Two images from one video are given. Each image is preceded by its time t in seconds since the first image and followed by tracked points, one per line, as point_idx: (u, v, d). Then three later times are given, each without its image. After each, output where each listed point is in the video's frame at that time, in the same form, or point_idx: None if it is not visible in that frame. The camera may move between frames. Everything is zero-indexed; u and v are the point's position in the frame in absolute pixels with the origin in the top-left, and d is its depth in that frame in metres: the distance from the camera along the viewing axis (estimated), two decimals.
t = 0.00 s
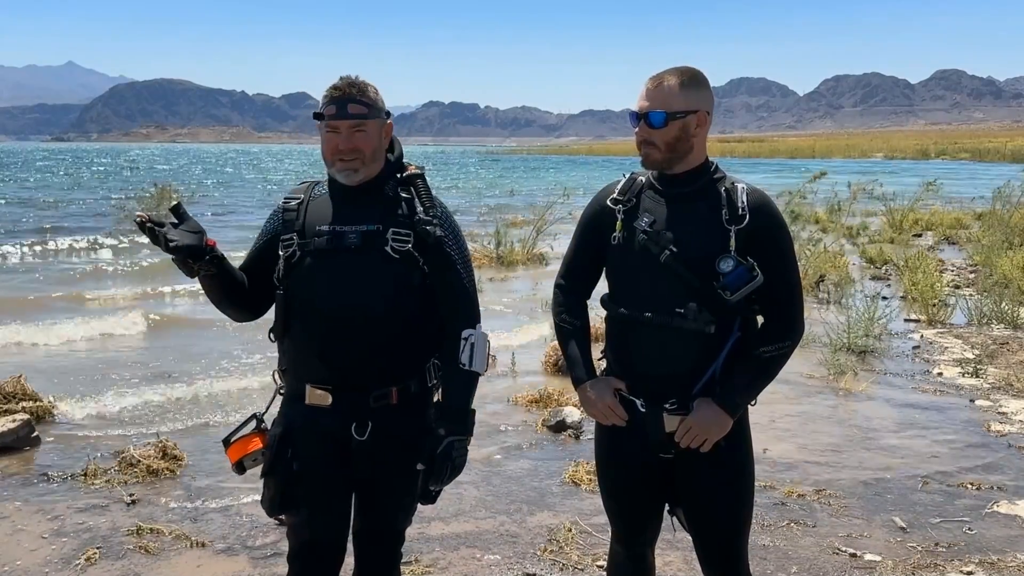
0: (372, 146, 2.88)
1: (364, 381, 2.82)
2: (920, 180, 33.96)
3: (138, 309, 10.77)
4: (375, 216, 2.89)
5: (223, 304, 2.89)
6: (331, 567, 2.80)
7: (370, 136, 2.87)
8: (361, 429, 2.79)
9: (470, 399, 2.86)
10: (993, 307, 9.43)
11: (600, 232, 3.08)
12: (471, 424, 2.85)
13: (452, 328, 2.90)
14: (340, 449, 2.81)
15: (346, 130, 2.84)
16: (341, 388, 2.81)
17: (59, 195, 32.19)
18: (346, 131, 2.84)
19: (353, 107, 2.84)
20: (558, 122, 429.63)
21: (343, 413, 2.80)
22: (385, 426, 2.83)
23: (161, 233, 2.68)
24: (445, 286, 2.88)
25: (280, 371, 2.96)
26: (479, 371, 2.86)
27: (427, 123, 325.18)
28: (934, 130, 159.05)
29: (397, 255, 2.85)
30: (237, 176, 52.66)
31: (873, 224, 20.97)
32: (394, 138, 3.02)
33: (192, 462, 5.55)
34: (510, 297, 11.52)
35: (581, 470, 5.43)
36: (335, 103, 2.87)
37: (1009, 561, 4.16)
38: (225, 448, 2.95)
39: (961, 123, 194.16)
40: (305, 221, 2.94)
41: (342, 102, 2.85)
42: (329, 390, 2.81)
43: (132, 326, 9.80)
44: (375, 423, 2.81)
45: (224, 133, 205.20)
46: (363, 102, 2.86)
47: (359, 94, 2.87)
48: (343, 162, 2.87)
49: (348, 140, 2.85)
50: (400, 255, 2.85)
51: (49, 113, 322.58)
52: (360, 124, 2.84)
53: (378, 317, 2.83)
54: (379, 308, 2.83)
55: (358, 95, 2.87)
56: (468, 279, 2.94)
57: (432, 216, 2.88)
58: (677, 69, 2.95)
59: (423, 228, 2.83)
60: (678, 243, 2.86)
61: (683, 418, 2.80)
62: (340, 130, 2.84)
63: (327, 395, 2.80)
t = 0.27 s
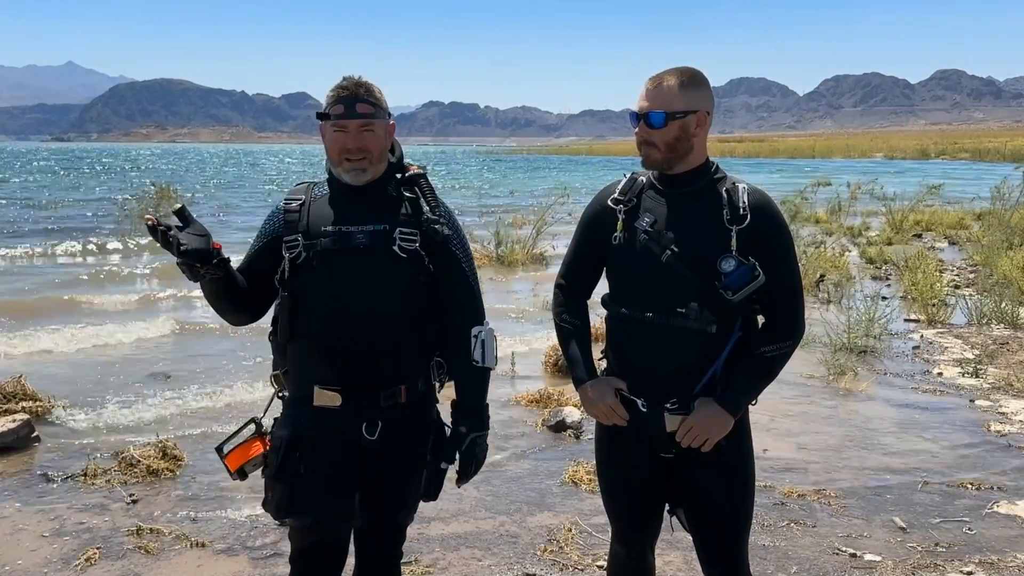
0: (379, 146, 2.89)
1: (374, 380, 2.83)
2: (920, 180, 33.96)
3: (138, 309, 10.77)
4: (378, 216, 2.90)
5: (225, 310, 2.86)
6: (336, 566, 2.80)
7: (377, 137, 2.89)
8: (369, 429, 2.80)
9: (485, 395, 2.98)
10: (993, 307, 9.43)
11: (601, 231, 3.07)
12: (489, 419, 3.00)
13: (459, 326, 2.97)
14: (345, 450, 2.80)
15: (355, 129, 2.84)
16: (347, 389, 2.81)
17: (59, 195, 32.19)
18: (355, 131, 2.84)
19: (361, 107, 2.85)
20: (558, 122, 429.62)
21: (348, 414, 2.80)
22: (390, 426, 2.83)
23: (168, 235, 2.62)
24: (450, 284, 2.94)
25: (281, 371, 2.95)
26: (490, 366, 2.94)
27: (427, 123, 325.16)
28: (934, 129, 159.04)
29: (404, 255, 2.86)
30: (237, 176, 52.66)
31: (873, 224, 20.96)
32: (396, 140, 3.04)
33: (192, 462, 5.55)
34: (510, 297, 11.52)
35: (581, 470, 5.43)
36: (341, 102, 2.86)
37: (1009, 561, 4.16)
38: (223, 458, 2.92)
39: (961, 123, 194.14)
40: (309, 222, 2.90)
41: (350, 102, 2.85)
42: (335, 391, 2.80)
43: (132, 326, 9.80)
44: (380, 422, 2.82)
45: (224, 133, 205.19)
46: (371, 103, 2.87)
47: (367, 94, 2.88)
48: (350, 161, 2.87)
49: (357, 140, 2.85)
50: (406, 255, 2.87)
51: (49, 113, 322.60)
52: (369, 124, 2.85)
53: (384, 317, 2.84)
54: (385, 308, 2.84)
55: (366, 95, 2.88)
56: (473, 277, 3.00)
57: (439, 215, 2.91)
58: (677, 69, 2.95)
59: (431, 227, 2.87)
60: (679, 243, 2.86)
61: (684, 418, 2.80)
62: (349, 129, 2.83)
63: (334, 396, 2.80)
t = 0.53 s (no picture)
0: (381, 146, 2.90)
1: (374, 380, 2.83)
2: (920, 180, 33.96)
3: (139, 309, 10.77)
4: (379, 215, 2.90)
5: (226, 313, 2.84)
6: (336, 567, 2.80)
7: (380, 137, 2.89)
8: (372, 429, 2.80)
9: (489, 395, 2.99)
10: (994, 307, 9.43)
11: (603, 231, 3.07)
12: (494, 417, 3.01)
13: (461, 326, 2.97)
14: (347, 450, 2.80)
15: (358, 130, 2.84)
16: (350, 389, 2.81)
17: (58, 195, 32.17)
18: (358, 131, 2.84)
19: (365, 107, 2.85)
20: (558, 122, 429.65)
21: (351, 413, 2.80)
22: (392, 426, 2.84)
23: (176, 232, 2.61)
24: (452, 283, 2.96)
25: (282, 371, 2.94)
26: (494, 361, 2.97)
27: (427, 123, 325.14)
28: (934, 129, 159.03)
29: (406, 254, 2.87)
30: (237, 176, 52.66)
31: (873, 224, 20.96)
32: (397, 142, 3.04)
33: (191, 462, 5.55)
34: (510, 297, 11.51)
35: (581, 470, 5.43)
36: (344, 102, 2.86)
37: (1010, 562, 4.16)
38: (221, 462, 2.90)
39: (961, 123, 194.13)
40: (310, 221, 2.90)
41: (354, 102, 2.85)
42: (337, 391, 2.80)
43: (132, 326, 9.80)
44: (383, 422, 2.82)
45: (224, 133, 205.16)
46: (374, 103, 2.87)
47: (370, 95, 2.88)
48: (353, 161, 2.87)
49: (360, 140, 2.85)
50: (410, 254, 2.88)
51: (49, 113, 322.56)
52: (372, 124, 2.85)
53: (386, 317, 2.85)
54: (387, 308, 2.85)
55: (369, 95, 2.88)
56: (475, 277, 3.00)
57: (441, 215, 2.91)
58: (675, 69, 2.95)
59: (433, 227, 2.87)
60: (680, 243, 2.86)
61: (684, 417, 2.80)
62: (351, 130, 2.84)
63: (336, 397, 2.79)
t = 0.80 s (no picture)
0: (375, 146, 2.89)
1: (374, 380, 2.83)
2: (921, 180, 33.96)
3: (139, 309, 10.78)
4: (379, 215, 2.90)
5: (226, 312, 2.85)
6: (336, 567, 2.80)
7: (374, 138, 2.89)
8: (372, 429, 2.81)
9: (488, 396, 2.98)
10: (994, 307, 9.42)
11: (602, 231, 3.07)
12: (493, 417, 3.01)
13: (460, 325, 2.98)
14: (348, 451, 2.81)
15: (348, 133, 2.84)
16: (350, 389, 2.81)
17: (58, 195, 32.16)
18: (349, 133, 2.84)
19: (355, 108, 2.84)
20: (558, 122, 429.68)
21: (351, 414, 2.80)
22: (393, 425, 2.84)
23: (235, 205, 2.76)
24: (451, 284, 2.96)
25: (282, 371, 2.94)
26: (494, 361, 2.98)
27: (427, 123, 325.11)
28: (934, 129, 159.00)
29: (407, 254, 2.87)
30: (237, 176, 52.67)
31: (873, 224, 20.96)
32: (396, 141, 3.03)
33: (191, 462, 5.55)
34: (510, 297, 11.51)
35: (581, 470, 5.43)
36: (335, 104, 2.85)
37: (1010, 562, 4.16)
38: (221, 460, 2.91)
39: (961, 123, 194.19)
40: (310, 221, 2.90)
41: (343, 104, 2.84)
42: (337, 391, 2.80)
43: (132, 326, 9.80)
44: (382, 423, 2.82)
45: (224, 133, 205.22)
46: (365, 104, 2.86)
47: (362, 95, 2.87)
48: (347, 163, 2.88)
49: (351, 142, 2.85)
50: (411, 255, 2.88)
51: (48, 113, 322.53)
52: (363, 126, 2.84)
53: (387, 317, 2.85)
54: (386, 308, 2.85)
55: (361, 95, 2.87)
56: (475, 277, 3.00)
57: (441, 215, 2.91)
58: (673, 69, 2.95)
59: (433, 227, 2.88)
60: (679, 243, 2.87)
61: (683, 417, 2.80)
62: (342, 133, 2.84)
63: (337, 398, 2.79)
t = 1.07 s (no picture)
0: (380, 147, 2.89)
1: (374, 381, 2.83)
2: (920, 180, 33.96)
3: (139, 309, 10.78)
4: (380, 216, 2.90)
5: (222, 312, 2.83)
6: (335, 567, 2.80)
7: (378, 138, 2.89)
8: (371, 430, 2.80)
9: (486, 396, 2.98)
10: (994, 307, 9.42)
11: (601, 232, 3.07)
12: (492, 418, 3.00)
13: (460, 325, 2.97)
14: (347, 452, 2.80)
15: (353, 132, 2.83)
16: (350, 390, 2.81)
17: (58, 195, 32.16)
18: (354, 133, 2.84)
19: (361, 108, 2.84)
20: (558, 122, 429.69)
21: (351, 414, 2.80)
22: (392, 426, 2.84)
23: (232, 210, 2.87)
24: (451, 283, 2.96)
25: (281, 372, 2.94)
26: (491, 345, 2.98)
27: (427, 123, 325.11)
28: (934, 129, 158.98)
29: (406, 255, 2.87)
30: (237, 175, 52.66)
31: (873, 224, 20.96)
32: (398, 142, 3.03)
33: (191, 462, 5.55)
34: (509, 297, 11.51)
35: (581, 470, 5.43)
36: (342, 103, 2.85)
37: (1010, 562, 4.16)
38: (221, 459, 2.93)
39: (961, 123, 194.18)
40: (309, 221, 2.89)
41: (351, 103, 2.83)
42: (337, 392, 2.80)
43: (132, 326, 9.80)
44: (382, 424, 2.82)
45: (224, 133, 205.22)
46: (372, 104, 2.86)
47: (368, 95, 2.87)
48: (349, 163, 2.87)
49: (355, 142, 2.85)
50: (410, 256, 2.88)
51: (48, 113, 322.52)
52: (368, 126, 2.84)
53: (386, 318, 2.85)
54: (385, 309, 2.85)
55: (367, 96, 2.87)
56: (475, 277, 3.00)
57: (441, 216, 2.92)
58: (672, 69, 2.95)
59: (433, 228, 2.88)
60: (679, 243, 2.87)
61: (683, 416, 2.80)
62: (347, 132, 2.83)
63: (337, 398, 2.79)
